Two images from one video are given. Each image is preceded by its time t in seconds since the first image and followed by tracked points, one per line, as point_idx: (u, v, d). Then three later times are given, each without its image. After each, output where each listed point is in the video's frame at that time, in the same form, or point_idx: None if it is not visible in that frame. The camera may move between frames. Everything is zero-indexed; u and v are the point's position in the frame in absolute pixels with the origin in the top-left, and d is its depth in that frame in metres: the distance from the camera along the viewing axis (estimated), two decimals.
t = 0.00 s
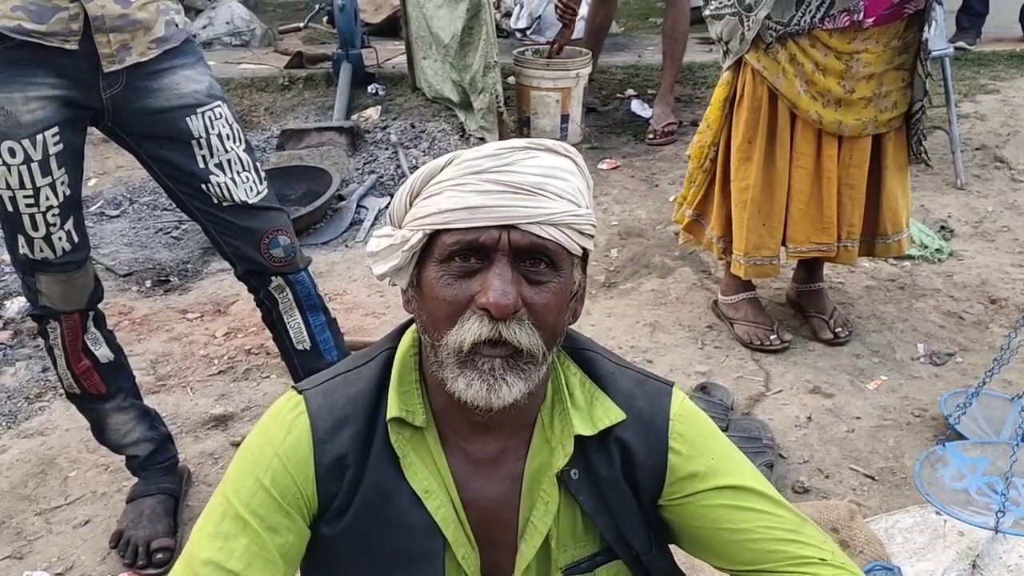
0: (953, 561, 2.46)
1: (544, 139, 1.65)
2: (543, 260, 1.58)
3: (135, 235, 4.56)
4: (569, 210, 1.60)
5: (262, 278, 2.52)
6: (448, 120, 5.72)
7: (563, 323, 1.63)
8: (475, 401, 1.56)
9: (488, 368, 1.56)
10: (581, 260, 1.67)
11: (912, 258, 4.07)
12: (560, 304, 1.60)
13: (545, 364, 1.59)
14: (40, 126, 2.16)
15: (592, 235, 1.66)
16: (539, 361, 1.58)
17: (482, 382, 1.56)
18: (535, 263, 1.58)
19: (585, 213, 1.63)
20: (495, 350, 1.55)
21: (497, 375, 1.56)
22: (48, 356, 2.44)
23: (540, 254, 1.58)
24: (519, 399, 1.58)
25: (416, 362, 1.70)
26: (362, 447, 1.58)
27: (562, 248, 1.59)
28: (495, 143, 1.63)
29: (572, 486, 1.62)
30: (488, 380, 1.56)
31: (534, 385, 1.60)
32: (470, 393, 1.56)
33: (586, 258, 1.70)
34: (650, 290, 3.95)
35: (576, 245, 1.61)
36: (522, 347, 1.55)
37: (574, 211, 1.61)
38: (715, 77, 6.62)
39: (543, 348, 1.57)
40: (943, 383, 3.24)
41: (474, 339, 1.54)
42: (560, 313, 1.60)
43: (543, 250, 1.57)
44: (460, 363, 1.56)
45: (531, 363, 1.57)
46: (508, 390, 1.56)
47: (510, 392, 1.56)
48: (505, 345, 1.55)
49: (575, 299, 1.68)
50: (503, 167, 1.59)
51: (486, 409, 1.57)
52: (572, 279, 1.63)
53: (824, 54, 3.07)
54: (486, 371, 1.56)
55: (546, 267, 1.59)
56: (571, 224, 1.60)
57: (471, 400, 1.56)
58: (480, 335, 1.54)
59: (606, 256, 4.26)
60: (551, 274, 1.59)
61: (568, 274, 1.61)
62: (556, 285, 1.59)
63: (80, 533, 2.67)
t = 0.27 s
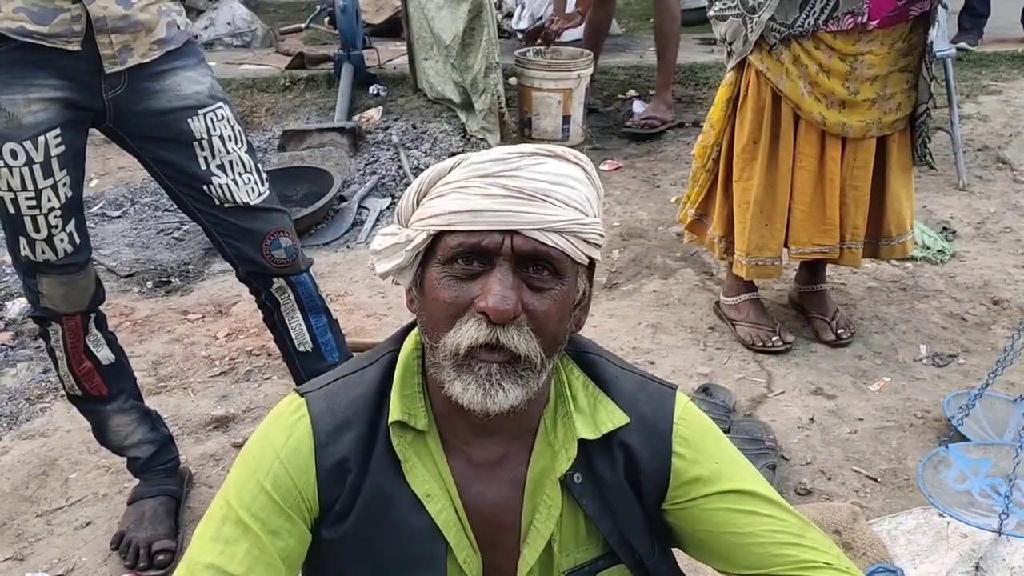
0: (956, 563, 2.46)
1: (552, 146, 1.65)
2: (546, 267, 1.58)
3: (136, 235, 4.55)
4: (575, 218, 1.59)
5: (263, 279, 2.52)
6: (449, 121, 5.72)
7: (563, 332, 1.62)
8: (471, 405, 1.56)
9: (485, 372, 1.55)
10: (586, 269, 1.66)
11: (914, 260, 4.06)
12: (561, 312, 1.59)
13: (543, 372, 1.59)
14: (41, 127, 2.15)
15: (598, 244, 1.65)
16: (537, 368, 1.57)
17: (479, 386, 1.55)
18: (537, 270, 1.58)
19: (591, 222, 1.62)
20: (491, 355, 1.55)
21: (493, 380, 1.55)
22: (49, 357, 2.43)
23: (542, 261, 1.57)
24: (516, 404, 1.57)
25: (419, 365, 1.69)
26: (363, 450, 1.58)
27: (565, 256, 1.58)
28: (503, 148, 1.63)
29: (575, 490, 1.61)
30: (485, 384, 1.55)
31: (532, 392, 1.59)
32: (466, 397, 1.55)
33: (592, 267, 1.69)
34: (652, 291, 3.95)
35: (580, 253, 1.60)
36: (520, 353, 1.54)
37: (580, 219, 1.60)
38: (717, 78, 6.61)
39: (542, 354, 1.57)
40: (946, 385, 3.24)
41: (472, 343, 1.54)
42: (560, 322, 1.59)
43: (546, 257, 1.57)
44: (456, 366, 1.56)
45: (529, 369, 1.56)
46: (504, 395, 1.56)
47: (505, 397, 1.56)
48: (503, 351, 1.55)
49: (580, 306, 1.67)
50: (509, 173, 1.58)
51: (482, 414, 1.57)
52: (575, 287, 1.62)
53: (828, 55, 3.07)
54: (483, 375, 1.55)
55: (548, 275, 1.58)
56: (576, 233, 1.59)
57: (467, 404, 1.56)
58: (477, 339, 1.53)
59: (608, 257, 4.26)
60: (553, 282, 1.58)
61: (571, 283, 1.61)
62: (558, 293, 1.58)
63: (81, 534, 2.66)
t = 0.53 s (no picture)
0: (960, 564, 2.45)
1: (544, 143, 1.65)
2: (549, 265, 1.58)
3: (138, 236, 4.55)
4: (573, 213, 1.59)
5: (266, 281, 2.52)
6: (451, 122, 5.72)
7: (570, 329, 1.62)
8: (485, 411, 1.56)
9: (497, 378, 1.55)
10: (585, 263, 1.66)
11: (918, 261, 4.06)
12: (568, 310, 1.59)
13: (554, 371, 1.59)
14: (43, 129, 2.15)
15: (597, 235, 1.65)
16: (549, 367, 1.57)
17: (491, 392, 1.56)
18: (542, 270, 1.57)
19: (588, 215, 1.62)
20: (503, 361, 1.55)
21: (506, 384, 1.55)
22: (52, 359, 2.43)
23: (546, 259, 1.57)
24: (530, 405, 1.58)
25: (423, 367, 1.69)
26: (368, 452, 1.57)
27: (565, 251, 1.58)
28: (496, 150, 1.62)
29: (580, 491, 1.61)
30: (498, 389, 1.56)
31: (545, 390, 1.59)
32: (479, 403, 1.56)
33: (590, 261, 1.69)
34: (654, 292, 3.94)
35: (580, 247, 1.60)
36: (531, 356, 1.54)
37: (578, 214, 1.60)
38: (719, 78, 6.61)
39: (554, 353, 1.57)
40: (949, 386, 3.23)
41: (481, 349, 1.54)
42: (568, 318, 1.59)
43: (548, 255, 1.56)
44: (467, 373, 1.56)
45: (543, 369, 1.56)
46: (519, 399, 1.56)
47: (520, 400, 1.56)
48: (514, 355, 1.55)
49: (582, 305, 1.67)
50: (505, 174, 1.58)
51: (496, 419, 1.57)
52: (578, 283, 1.62)
53: (833, 57, 3.06)
54: (494, 381, 1.56)
55: (553, 273, 1.58)
56: (575, 228, 1.59)
57: (481, 410, 1.56)
58: (486, 343, 1.53)
59: (610, 259, 4.25)
60: (557, 279, 1.58)
61: (573, 278, 1.60)
62: (564, 292, 1.58)
63: (83, 536, 2.66)
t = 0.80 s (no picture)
0: (957, 569, 2.46)
1: (556, 156, 1.65)
2: (549, 277, 1.58)
3: (139, 241, 4.56)
4: (579, 230, 1.60)
5: (264, 287, 2.53)
6: (451, 126, 5.73)
7: (566, 341, 1.63)
8: (471, 417, 1.57)
9: (486, 385, 1.56)
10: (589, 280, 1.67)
11: (917, 265, 4.07)
12: (563, 321, 1.60)
13: (544, 383, 1.59)
14: (42, 137, 2.16)
15: (602, 256, 1.66)
16: (539, 380, 1.58)
17: (479, 399, 1.56)
18: (540, 281, 1.58)
19: (595, 233, 1.63)
20: (494, 369, 1.56)
21: (494, 394, 1.56)
22: (52, 365, 2.44)
23: (546, 271, 1.58)
24: (517, 416, 1.59)
25: (419, 374, 1.70)
26: (363, 459, 1.58)
27: (567, 266, 1.59)
28: (510, 158, 1.63)
29: (577, 499, 1.61)
30: (486, 397, 1.56)
31: (534, 402, 1.60)
32: (466, 409, 1.56)
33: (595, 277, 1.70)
34: (653, 297, 3.95)
35: (582, 264, 1.61)
36: (522, 366, 1.55)
37: (584, 231, 1.61)
38: (719, 82, 6.62)
39: (545, 365, 1.58)
40: (948, 391, 3.24)
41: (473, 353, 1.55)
42: (563, 332, 1.60)
43: (548, 267, 1.57)
44: (459, 378, 1.57)
45: (533, 379, 1.57)
46: (506, 409, 1.57)
47: (507, 410, 1.57)
48: (505, 364, 1.56)
49: (582, 318, 1.68)
50: (515, 182, 1.59)
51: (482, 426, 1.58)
52: (577, 297, 1.63)
53: (830, 62, 3.07)
54: (484, 388, 1.56)
55: (551, 285, 1.59)
56: (580, 245, 1.60)
57: (468, 416, 1.57)
58: (478, 350, 1.54)
59: (610, 263, 4.26)
60: (555, 291, 1.59)
61: (573, 292, 1.61)
62: (560, 303, 1.59)
63: (83, 541, 2.67)
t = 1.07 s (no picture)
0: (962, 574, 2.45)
1: (546, 167, 1.64)
2: (544, 291, 1.57)
3: (137, 254, 4.56)
4: (572, 241, 1.59)
5: (263, 299, 2.52)
6: (449, 135, 5.74)
7: (564, 352, 1.62)
8: (472, 432, 1.57)
9: (485, 401, 1.56)
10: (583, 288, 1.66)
11: (916, 269, 4.06)
12: (560, 332, 1.59)
13: (543, 395, 1.59)
14: (38, 150, 2.16)
15: (596, 262, 1.65)
16: (537, 392, 1.57)
17: (479, 414, 1.56)
18: (536, 295, 1.57)
19: (588, 242, 1.63)
20: (492, 384, 1.55)
21: (494, 408, 1.56)
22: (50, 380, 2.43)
23: (541, 285, 1.57)
24: (518, 428, 1.59)
25: (419, 384, 1.69)
26: (363, 471, 1.57)
27: (562, 278, 1.58)
28: (498, 172, 1.62)
29: (580, 508, 1.60)
30: (485, 412, 1.56)
31: (534, 412, 1.60)
32: (467, 424, 1.56)
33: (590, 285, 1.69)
34: (653, 304, 3.94)
35: (576, 274, 1.60)
36: (519, 381, 1.54)
37: (577, 242, 1.60)
38: (716, 89, 6.63)
39: (544, 379, 1.57)
40: (949, 395, 3.23)
41: (470, 371, 1.54)
42: (560, 343, 1.60)
43: (542, 282, 1.56)
44: (456, 394, 1.56)
45: (531, 393, 1.56)
46: (506, 422, 1.57)
47: (507, 423, 1.57)
48: (503, 379, 1.55)
49: (580, 324, 1.67)
50: (505, 198, 1.58)
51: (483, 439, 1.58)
52: (573, 306, 1.62)
53: (825, 67, 3.07)
54: (483, 403, 1.56)
55: (546, 299, 1.58)
56: (573, 256, 1.59)
57: (469, 431, 1.57)
58: (476, 368, 1.54)
59: (609, 270, 4.26)
60: (550, 305, 1.58)
61: (568, 303, 1.60)
62: (556, 315, 1.58)
63: (83, 556, 2.66)
